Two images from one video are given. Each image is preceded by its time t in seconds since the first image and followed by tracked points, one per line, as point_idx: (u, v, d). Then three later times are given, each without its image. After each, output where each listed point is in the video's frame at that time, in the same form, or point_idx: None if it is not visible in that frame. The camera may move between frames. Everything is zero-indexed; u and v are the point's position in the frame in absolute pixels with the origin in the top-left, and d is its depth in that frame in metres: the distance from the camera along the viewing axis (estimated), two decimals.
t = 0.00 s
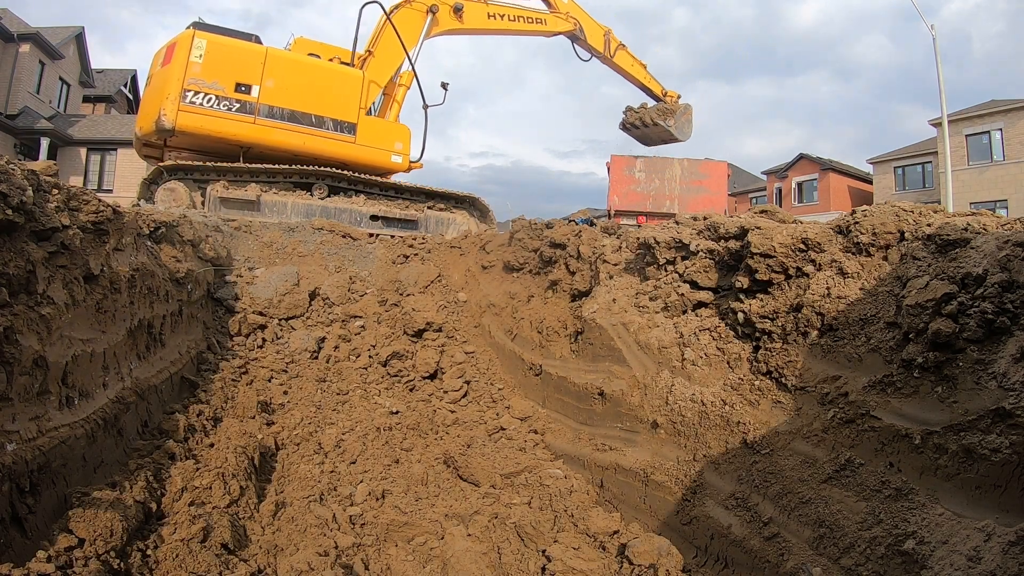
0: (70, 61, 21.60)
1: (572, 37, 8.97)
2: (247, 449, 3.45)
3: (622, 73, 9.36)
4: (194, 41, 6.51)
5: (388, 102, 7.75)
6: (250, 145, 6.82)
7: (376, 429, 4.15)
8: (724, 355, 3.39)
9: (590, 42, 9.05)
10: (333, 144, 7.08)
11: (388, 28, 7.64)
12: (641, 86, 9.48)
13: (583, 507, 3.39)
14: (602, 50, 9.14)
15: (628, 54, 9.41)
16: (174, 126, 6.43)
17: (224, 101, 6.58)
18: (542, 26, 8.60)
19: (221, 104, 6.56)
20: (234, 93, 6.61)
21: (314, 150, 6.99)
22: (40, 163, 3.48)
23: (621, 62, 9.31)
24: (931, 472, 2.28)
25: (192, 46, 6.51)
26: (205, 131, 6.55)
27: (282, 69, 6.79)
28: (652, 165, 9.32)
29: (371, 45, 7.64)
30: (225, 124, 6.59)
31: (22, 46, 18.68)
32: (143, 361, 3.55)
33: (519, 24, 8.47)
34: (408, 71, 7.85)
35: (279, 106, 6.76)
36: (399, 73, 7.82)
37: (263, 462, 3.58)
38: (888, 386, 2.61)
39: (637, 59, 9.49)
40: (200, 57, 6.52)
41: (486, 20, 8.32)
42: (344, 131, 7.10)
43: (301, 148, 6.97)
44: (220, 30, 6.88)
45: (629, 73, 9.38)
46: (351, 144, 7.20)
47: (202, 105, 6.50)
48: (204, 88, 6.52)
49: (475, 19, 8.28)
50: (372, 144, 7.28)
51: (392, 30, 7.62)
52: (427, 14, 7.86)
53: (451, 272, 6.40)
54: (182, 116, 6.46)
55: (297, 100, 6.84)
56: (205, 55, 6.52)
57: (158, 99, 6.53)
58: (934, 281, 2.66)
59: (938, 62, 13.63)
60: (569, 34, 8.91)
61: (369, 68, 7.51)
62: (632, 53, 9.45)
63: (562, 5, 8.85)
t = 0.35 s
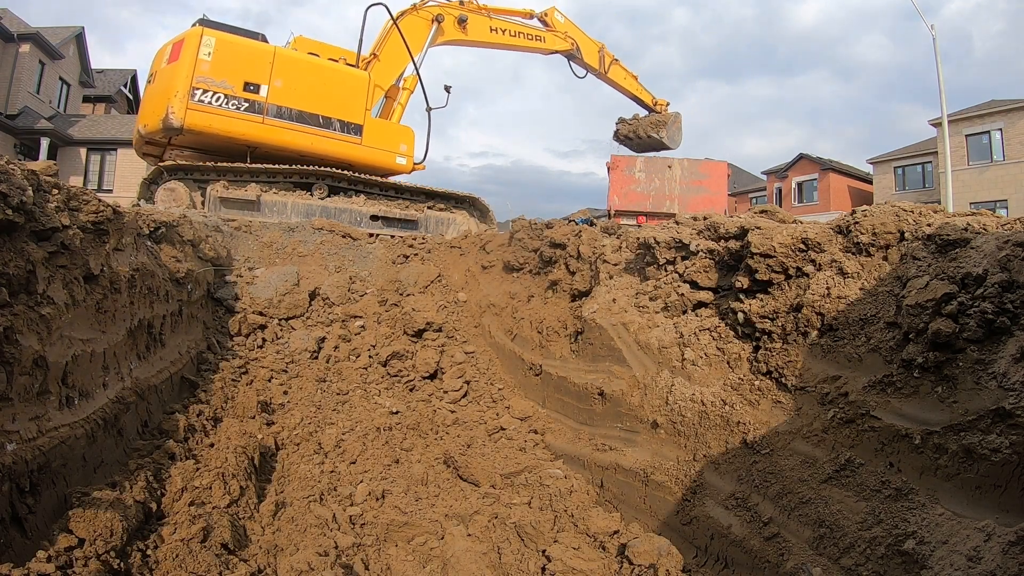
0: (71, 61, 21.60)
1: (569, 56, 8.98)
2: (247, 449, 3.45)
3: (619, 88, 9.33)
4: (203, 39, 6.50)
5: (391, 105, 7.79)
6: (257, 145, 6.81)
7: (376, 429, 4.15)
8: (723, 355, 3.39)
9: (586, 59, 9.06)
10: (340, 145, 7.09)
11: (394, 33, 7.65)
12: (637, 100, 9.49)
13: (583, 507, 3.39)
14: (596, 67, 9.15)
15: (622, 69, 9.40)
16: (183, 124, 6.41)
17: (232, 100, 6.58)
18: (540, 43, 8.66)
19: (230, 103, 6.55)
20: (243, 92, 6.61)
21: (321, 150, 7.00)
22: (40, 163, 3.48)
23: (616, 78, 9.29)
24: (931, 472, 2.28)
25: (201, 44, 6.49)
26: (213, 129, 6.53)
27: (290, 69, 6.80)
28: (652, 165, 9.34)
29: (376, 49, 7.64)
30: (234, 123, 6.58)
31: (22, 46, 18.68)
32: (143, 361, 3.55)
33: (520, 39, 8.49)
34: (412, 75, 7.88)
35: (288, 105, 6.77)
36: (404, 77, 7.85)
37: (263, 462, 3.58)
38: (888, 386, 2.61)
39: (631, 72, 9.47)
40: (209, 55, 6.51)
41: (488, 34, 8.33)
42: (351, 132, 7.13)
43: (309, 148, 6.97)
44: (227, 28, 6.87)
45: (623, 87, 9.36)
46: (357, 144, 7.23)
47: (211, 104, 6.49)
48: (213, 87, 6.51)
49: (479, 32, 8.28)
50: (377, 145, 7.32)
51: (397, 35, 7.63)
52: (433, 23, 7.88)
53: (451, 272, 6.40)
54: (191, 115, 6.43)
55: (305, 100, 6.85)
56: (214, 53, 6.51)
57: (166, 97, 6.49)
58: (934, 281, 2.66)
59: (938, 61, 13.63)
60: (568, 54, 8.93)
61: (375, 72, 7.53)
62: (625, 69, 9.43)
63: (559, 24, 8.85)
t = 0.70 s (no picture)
0: (71, 61, 21.60)
1: (569, 67, 8.98)
2: (247, 449, 3.45)
3: (617, 94, 9.30)
4: (207, 38, 6.48)
5: (393, 107, 7.78)
6: (260, 145, 6.81)
7: (376, 429, 4.16)
8: (724, 355, 3.39)
9: (585, 69, 9.03)
10: (343, 145, 7.10)
11: (398, 36, 7.65)
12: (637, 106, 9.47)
13: (583, 507, 3.39)
14: (597, 77, 9.09)
15: (619, 74, 9.36)
16: (186, 124, 6.40)
17: (236, 99, 6.58)
18: (539, 53, 8.64)
19: (233, 102, 6.55)
20: (247, 92, 6.60)
21: (323, 150, 7.00)
22: (40, 163, 3.48)
23: (615, 85, 9.23)
24: (931, 472, 2.28)
25: (204, 43, 6.47)
26: (216, 129, 6.53)
27: (293, 69, 6.80)
28: (652, 166, 9.35)
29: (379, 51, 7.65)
30: (237, 123, 6.58)
31: (22, 46, 18.69)
32: (143, 361, 3.55)
33: (521, 49, 8.48)
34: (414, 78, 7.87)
35: (291, 105, 6.77)
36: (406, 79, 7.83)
37: (263, 462, 3.58)
38: (888, 386, 2.61)
39: (626, 75, 9.46)
40: (213, 54, 6.50)
41: (489, 42, 8.36)
42: (353, 133, 7.14)
43: (311, 148, 6.98)
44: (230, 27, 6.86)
45: (623, 94, 9.33)
46: (360, 145, 7.24)
47: (214, 103, 6.49)
48: (216, 87, 6.51)
49: (479, 41, 8.30)
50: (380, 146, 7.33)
51: (400, 39, 7.64)
52: (436, 28, 7.87)
53: (451, 272, 6.40)
54: (194, 114, 6.43)
55: (308, 100, 6.85)
56: (218, 52, 6.50)
57: (169, 95, 6.47)
58: (934, 281, 2.66)
59: (938, 61, 13.64)
60: (567, 66, 8.95)
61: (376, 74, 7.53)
62: (621, 72, 9.43)
63: (559, 36, 8.85)
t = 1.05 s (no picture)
0: (71, 61, 21.60)
1: (569, 70, 8.95)
2: (247, 450, 3.45)
3: (617, 94, 9.26)
4: (207, 39, 6.48)
5: (393, 108, 7.78)
6: (260, 145, 6.81)
7: (376, 429, 4.16)
8: (724, 355, 3.39)
9: (585, 70, 8.99)
10: (344, 145, 7.10)
11: (399, 37, 7.66)
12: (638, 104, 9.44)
13: (583, 507, 3.39)
14: (597, 78, 9.05)
15: (620, 74, 9.33)
16: (187, 124, 6.41)
17: (236, 100, 6.58)
18: (540, 56, 8.65)
19: (234, 103, 6.55)
20: (247, 92, 6.61)
21: (324, 150, 7.00)
22: (40, 163, 3.48)
23: (616, 85, 9.17)
24: (931, 472, 2.28)
25: (204, 43, 6.47)
26: (217, 130, 6.53)
27: (294, 69, 6.80)
28: (652, 166, 9.36)
29: (380, 52, 7.66)
30: (238, 123, 6.59)
31: (22, 46, 18.70)
32: (143, 361, 3.55)
33: (522, 51, 8.48)
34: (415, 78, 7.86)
35: (291, 105, 6.77)
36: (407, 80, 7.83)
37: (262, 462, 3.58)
38: (888, 386, 2.61)
39: (626, 74, 9.44)
40: (213, 54, 6.50)
41: (490, 44, 8.35)
42: (353, 133, 7.14)
43: (312, 149, 6.98)
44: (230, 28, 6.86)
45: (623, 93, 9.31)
46: (360, 145, 7.24)
47: (214, 103, 6.49)
48: (216, 87, 6.51)
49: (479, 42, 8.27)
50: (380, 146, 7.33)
51: (401, 40, 7.64)
52: (436, 30, 7.88)
53: (451, 273, 6.40)
54: (195, 114, 6.43)
55: (308, 100, 6.85)
56: (218, 52, 6.50)
57: (169, 96, 6.48)
58: (934, 281, 2.66)
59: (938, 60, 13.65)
60: (568, 68, 8.92)
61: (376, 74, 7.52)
62: (621, 71, 9.40)
63: (559, 40, 8.84)
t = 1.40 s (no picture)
0: (71, 61, 21.60)
1: (569, 70, 8.99)
2: (247, 449, 3.46)
3: (618, 94, 9.30)
4: (207, 39, 6.49)
5: (393, 107, 7.79)
6: (260, 145, 6.81)
7: (376, 429, 4.16)
8: (724, 355, 3.39)
9: (585, 70, 9.03)
10: (343, 146, 7.10)
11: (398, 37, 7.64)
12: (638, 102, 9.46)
13: (583, 507, 3.39)
14: (597, 77, 9.09)
15: (620, 73, 9.39)
16: (186, 124, 6.41)
17: (236, 100, 6.58)
18: (541, 56, 8.69)
19: (233, 103, 6.55)
20: (246, 92, 6.60)
21: (324, 150, 7.00)
22: (41, 163, 3.48)
23: (615, 84, 9.23)
24: (931, 472, 2.28)
25: (204, 43, 6.48)
26: (217, 130, 6.53)
27: (293, 69, 6.80)
28: (652, 166, 9.37)
29: (380, 52, 7.65)
30: (237, 123, 6.59)
31: (23, 46, 18.70)
32: (143, 361, 3.55)
33: (522, 51, 8.49)
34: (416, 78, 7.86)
35: (291, 106, 6.77)
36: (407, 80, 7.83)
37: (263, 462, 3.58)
38: (888, 386, 2.61)
39: (626, 72, 9.50)
40: (213, 55, 6.50)
41: (490, 44, 8.35)
42: (353, 133, 7.14)
43: (311, 149, 6.98)
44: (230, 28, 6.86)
45: (623, 91, 9.34)
46: (360, 145, 7.24)
47: (214, 103, 6.49)
48: (216, 87, 6.51)
49: (479, 42, 8.27)
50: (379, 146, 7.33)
51: (401, 40, 7.63)
52: (437, 30, 7.87)
53: (451, 272, 6.39)
54: (194, 114, 6.43)
55: (308, 100, 6.84)
56: (218, 52, 6.50)
57: (169, 96, 6.48)
58: (934, 281, 2.66)
59: (938, 61, 13.64)
60: (568, 68, 8.95)
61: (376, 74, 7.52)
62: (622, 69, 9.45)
63: (559, 39, 8.87)
